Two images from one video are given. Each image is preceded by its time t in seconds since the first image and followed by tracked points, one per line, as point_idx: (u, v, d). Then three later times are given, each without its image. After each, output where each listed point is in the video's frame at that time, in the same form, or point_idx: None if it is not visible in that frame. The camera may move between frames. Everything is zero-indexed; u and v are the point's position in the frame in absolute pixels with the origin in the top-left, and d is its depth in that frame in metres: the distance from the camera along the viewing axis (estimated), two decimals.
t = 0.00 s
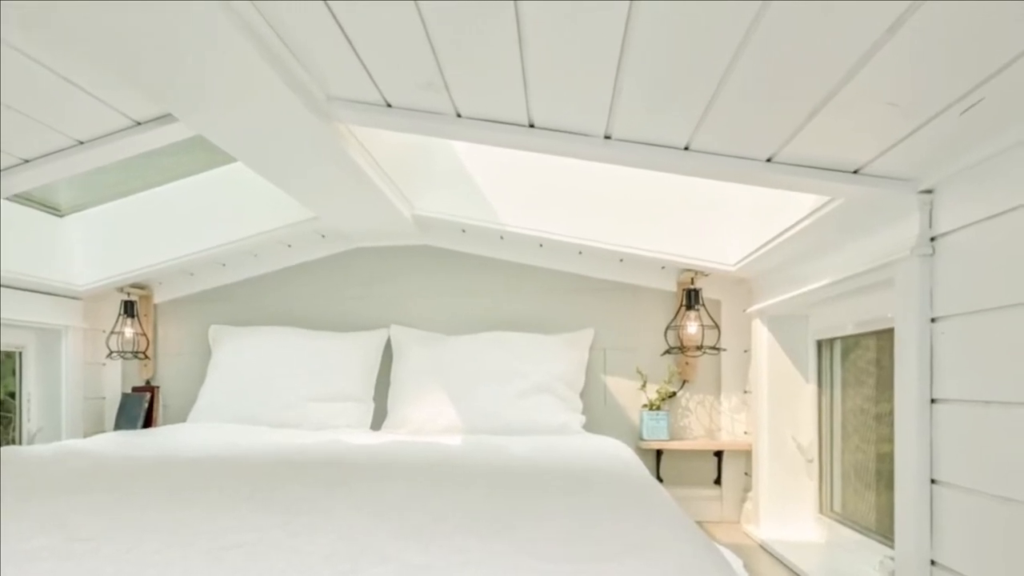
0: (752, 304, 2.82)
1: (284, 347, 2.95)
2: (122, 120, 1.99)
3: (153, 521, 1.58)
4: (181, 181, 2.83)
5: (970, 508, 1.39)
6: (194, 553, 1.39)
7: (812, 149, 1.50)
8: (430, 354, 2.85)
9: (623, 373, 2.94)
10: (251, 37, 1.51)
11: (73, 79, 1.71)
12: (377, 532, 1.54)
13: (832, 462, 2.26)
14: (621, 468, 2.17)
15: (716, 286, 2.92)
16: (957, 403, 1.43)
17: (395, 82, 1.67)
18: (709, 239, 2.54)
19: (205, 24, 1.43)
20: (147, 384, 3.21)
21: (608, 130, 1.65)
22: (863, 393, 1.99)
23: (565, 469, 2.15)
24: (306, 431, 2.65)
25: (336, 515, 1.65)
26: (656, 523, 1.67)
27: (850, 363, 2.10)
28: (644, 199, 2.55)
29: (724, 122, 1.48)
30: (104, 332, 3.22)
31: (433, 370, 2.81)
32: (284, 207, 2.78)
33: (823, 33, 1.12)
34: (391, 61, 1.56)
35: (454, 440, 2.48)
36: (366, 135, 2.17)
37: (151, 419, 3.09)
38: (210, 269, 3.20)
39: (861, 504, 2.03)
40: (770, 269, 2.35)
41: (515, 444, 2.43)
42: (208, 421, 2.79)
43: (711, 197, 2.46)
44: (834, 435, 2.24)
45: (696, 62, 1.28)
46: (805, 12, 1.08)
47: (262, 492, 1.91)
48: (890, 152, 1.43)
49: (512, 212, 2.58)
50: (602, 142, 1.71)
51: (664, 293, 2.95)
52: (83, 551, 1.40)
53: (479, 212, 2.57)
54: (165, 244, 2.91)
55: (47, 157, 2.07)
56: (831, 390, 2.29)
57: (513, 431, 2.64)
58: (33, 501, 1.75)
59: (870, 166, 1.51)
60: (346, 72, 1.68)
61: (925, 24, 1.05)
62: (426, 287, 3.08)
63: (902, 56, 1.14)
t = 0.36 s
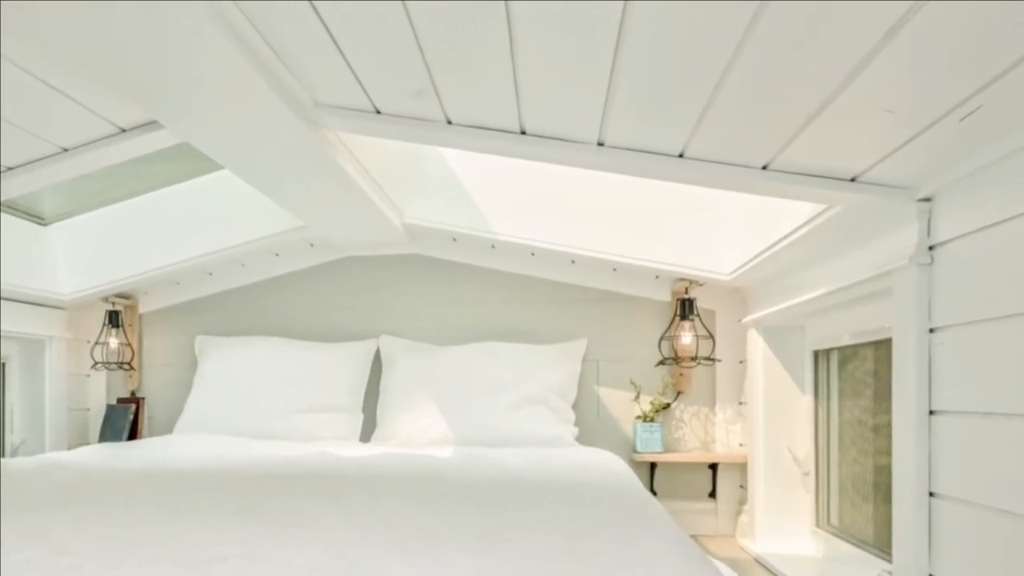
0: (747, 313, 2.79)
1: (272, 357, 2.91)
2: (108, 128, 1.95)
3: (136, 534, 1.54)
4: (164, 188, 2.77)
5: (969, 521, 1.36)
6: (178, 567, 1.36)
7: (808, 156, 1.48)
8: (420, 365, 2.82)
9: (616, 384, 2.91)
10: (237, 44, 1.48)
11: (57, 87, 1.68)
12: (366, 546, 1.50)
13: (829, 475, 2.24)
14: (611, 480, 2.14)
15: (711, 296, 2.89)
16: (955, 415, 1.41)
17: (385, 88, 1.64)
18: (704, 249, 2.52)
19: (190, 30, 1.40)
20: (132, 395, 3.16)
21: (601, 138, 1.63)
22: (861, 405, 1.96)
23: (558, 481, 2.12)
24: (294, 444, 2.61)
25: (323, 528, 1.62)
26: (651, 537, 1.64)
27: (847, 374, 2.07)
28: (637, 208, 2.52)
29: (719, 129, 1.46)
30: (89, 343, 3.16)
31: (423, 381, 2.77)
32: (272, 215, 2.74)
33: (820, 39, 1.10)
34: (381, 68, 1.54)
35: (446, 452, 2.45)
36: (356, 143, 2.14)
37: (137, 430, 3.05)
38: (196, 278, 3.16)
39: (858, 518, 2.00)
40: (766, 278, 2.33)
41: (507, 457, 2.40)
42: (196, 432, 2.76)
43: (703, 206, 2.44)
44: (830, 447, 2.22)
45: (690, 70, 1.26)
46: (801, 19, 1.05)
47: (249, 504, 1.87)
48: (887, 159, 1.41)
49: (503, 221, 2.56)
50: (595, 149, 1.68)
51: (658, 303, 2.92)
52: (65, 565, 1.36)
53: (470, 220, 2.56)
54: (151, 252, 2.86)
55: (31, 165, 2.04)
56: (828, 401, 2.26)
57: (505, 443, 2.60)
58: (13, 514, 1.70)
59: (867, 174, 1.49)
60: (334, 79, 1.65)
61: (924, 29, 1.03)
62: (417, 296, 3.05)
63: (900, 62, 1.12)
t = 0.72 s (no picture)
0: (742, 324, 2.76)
1: (260, 368, 2.87)
2: (91, 135, 1.92)
3: (119, 550, 1.51)
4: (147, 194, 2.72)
5: (969, 535, 1.33)
6: None
7: (803, 164, 1.46)
8: (409, 376, 2.78)
9: (609, 396, 2.87)
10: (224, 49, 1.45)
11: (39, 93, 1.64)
12: (354, 561, 1.47)
13: (825, 488, 2.19)
14: (601, 493, 2.12)
15: (705, 306, 2.86)
16: (954, 426, 1.38)
17: (374, 95, 1.61)
18: (698, 258, 2.49)
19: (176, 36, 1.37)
20: (116, 407, 3.10)
21: (594, 145, 1.61)
22: (857, 417, 1.94)
23: (549, 494, 2.10)
24: (282, 456, 2.57)
25: (310, 542, 1.58)
26: (644, 551, 1.61)
27: (843, 386, 2.04)
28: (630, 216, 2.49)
29: (714, 137, 1.44)
30: (74, 354, 3.12)
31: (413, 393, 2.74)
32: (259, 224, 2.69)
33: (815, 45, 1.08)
34: (370, 74, 1.51)
35: (436, 465, 2.41)
36: (345, 150, 2.11)
37: (122, 443, 2.99)
38: (181, 288, 3.12)
39: (855, 531, 1.97)
40: (761, 288, 2.31)
41: (499, 469, 2.36)
42: (181, 445, 2.72)
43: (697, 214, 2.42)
44: (827, 460, 2.17)
45: (686, 77, 1.24)
46: (796, 25, 1.03)
47: (235, 518, 1.84)
48: (885, 167, 1.39)
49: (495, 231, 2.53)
50: (588, 156, 1.66)
51: (652, 312, 2.89)
52: None
53: (460, 229, 2.53)
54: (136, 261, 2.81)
55: (13, 173, 2.00)
56: (824, 413, 2.22)
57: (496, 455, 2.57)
58: None
59: (864, 182, 1.47)
60: (323, 85, 1.62)
61: (922, 35, 1.01)
62: (407, 306, 3.01)
63: (899, 69, 1.10)
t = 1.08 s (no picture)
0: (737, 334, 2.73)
1: (247, 379, 2.83)
2: (75, 143, 1.88)
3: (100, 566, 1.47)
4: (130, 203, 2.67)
5: (967, 549, 1.31)
6: None
7: (800, 172, 1.44)
8: (397, 387, 2.75)
9: (602, 408, 2.84)
10: (209, 55, 1.42)
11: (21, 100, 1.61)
12: None
13: (821, 501, 2.14)
14: (593, 506, 2.09)
15: (699, 316, 2.83)
16: (952, 438, 1.36)
17: (362, 102, 1.58)
18: (694, 269, 2.46)
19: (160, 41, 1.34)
20: (100, 420, 3.04)
21: (586, 152, 1.59)
22: (855, 429, 1.91)
23: (541, 507, 2.06)
24: (269, 470, 2.53)
25: (296, 557, 1.55)
26: (637, 566, 1.58)
27: (840, 398, 2.02)
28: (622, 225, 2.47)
29: (708, 144, 1.42)
30: (58, 365, 3.08)
31: (402, 405, 2.71)
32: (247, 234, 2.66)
33: (813, 48, 1.06)
34: (357, 80, 1.48)
35: (427, 478, 2.38)
36: (333, 158, 2.07)
37: (105, 456, 2.93)
38: (167, 298, 3.07)
39: (852, 545, 1.94)
40: (757, 298, 2.28)
41: (491, 482, 2.33)
42: (166, 458, 2.68)
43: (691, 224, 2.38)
44: (824, 471, 2.13)
45: (680, 82, 1.22)
46: (794, 26, 1.01)
47: (221, 531, 1.80)
48: (883, 175, 1.37)
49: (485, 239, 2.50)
50: (580, 164, 1.64)
51: (645, 322, 2.86)
52: None
53: (448, 238, 2.51)
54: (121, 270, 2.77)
55: None
56: (821, 425, 2.17)
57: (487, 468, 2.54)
58: None
59: (862, 190, 1.45)
60: (310, 92, 1.59)
61: (921, 38, 0.99)
62: (396, 316, 2.98)
63: (898, 74, 1.08)
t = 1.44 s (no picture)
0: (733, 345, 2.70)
1: (236, 390, 2.79)
2: (58, 149, 1.85)
3: None
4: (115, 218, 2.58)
5: (966, 564, 1.28)
6: None
7: (796, 180, 1.42)
8: (388, 398, 2.71)
9: (595, 419, 2.82)
10: (196, 60, 1.39)
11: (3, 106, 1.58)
12: None
13: (820, 504, 2.14)
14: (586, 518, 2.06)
15: (695, 326, 2.79)
16: (951, 450, 1.34)
17: (352, 108, 1.56)
18: (689, 278, 2.43)
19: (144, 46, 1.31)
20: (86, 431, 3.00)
21: (579, 160, 1.57)
22: (852, 441, 1.89)
23: (535, 520, 2.03)
24: (257, 482, 2.50)
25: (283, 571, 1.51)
26: None
27: (837, 409, 2.00)
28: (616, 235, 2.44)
29: (703, 151, 1.40)
30: (43, 377, 3.02)
31: (392, 416, 2.67)
32: (233, 243, 2.64)
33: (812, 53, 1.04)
34: (348, 86, 1.46)
35: (418, 490, 2.35)
36: (322, 166, 2.04)
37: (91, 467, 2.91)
38: (154, 308, 3.03)
39: (850, 559, 1.91)
40: (752, 308, 2.26)
41: (483, 494, 2.31)
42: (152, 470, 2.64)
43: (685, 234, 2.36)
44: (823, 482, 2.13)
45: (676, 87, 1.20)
46: (791, 30, 0.99)
47: (207, 544, 1.76)
48: (880, 183, 1.35)
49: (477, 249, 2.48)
50: (573, 171, 1.61)
51: (640, 333, 2.84)
52: None
53: (439, 246, 2.48)
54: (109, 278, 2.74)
55: None
56: (819, 436, 2.17)
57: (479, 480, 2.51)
58: None
59: (859, 198, 1.43)
60: (299, 98, 1.57)
61: (921, 44, 0.97)
62: (387, 326, 2.94)
63: (897, 80, 1.06)
